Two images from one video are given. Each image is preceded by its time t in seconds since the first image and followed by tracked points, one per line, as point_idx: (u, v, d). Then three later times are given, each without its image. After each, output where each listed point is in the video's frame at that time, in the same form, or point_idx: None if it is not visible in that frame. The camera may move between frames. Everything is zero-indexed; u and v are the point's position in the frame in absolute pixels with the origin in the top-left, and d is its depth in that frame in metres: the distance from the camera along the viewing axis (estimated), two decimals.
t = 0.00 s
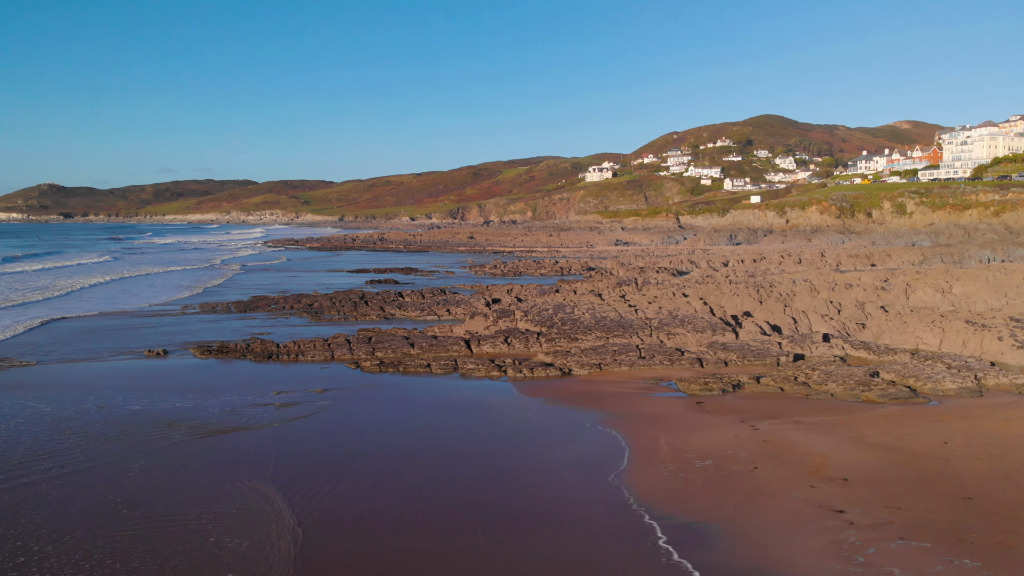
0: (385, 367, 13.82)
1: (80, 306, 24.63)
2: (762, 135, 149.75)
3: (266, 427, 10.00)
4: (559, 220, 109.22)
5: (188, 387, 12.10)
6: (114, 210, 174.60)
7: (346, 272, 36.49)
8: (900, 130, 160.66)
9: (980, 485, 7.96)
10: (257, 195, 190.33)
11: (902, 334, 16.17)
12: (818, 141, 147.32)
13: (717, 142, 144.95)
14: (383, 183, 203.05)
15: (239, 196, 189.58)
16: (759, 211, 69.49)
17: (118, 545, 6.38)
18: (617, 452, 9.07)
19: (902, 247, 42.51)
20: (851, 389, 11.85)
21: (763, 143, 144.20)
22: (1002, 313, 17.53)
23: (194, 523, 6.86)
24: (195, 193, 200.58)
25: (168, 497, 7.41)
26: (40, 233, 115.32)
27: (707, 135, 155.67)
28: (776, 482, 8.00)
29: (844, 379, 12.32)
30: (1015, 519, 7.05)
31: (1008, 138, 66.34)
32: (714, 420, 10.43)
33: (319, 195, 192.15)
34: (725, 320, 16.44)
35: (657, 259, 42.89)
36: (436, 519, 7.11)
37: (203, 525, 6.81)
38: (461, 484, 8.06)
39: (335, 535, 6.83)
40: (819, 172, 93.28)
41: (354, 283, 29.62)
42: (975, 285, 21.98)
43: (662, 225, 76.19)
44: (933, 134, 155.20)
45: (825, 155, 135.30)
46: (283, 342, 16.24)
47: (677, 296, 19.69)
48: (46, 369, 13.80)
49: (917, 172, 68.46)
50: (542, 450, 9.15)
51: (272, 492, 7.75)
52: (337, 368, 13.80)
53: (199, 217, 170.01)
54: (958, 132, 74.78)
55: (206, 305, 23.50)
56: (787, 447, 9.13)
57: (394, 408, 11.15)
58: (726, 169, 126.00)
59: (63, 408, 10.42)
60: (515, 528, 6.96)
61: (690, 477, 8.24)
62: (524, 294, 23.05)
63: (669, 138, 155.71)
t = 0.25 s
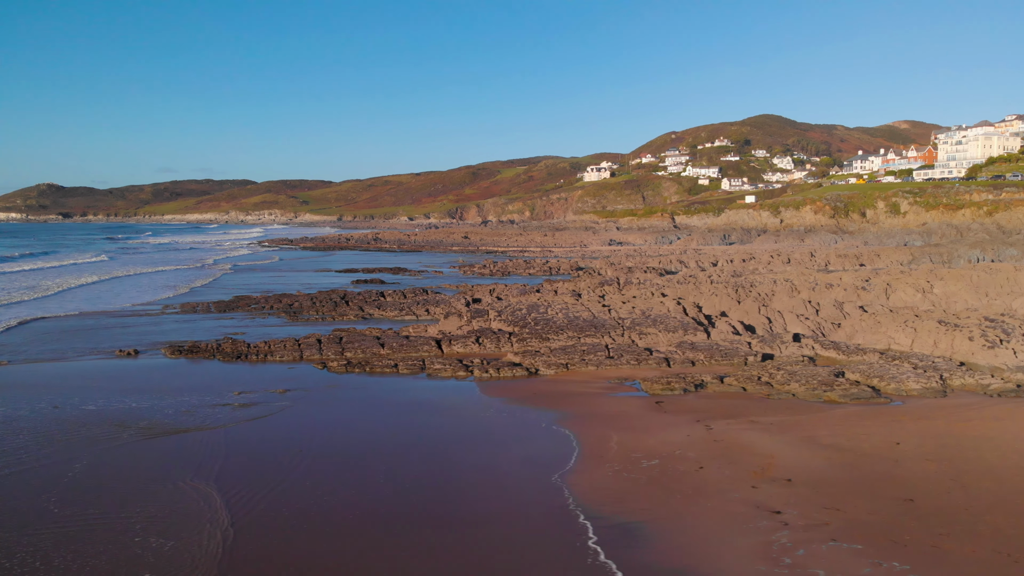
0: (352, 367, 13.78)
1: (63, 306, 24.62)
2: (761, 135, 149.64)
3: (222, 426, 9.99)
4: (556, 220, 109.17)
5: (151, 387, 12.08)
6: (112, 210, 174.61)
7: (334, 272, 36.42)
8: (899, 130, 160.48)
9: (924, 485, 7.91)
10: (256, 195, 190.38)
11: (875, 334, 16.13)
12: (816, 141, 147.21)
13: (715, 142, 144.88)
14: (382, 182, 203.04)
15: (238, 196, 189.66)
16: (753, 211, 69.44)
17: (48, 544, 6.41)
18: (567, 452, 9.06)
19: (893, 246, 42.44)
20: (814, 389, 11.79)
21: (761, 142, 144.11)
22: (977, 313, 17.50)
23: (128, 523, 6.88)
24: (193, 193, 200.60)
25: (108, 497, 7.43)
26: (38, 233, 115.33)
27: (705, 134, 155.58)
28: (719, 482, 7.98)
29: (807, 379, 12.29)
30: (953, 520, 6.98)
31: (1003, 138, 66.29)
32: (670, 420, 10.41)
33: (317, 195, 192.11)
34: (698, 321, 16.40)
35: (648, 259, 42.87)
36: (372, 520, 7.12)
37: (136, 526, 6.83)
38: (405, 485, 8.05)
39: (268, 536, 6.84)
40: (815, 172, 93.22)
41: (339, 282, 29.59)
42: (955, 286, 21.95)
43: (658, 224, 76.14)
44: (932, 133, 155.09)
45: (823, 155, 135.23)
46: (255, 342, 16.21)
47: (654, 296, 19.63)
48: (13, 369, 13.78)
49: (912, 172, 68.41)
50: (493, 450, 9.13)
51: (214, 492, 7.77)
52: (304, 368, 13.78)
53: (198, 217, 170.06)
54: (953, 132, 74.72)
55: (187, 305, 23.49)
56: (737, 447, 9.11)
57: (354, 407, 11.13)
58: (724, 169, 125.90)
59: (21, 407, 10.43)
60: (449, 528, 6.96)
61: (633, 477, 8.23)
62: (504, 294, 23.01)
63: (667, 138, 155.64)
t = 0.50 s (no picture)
0: (318, 367, 13.74)
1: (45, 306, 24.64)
2: (759, 135, 149.56)
3: (176, 427, 10.01)
4: (553, 220, 109.13)
5: (113, 387, 12.08)
6: (111, 210, 174.65)
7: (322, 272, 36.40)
8: (897, 130, 160.33)
9: (867, 486, 7.88)
10: (255, 195, 190.44)
11: (847, 333, 16.08)
12: (814, 141, 147.12)
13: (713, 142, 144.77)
14: (380, 182, 203.04)
15: (237, 195, 189.76)
16: (748, 211, 69.38)
17: None
18: (516, 452, 9.05)
19: (883, 246, 42.39)
20: (776, 390, 11.75)
21: (759, 142, 144.05)
22: (952, 313, 17.46)
23: (62, 524, 6.92)
24: (193, 193, 200.73)
25: (48, 498, 7.48)
26: (35, 233, 115.37)
27: (703, 134, 155.54)
28: (660, 483, 7.97)
29: (770, 379, 12.26)
30: (889, 522, 6.92)
31: (997, 138, 66.26)
32: (626, 421, 10.40)
33: (316, 195, 192.06)
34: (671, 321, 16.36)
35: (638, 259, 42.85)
36: (306, 522, 7.14)
37: (69, 527, 6.87)
38: (346, 489, 8.02)
39: (200, 536, 6.87)
40: (811, 172, 93.18)
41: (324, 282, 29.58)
42: (935, 286, 21.92)
43: (653, 224, 76.09)
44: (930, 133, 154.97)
45: (821, 155, 135.19)
46: (226, 342, 16.19)
47: (631, 296, 19.58)
48: None
49: (906, 172, 68.38)
50: (442, 450, 9.12)
51: (154, 494, 7.80)
52: (270, 369, 13.76)
53: (197, 217, 170.14)
54: (949, 132, 74.66)
55: (168, 305, 23.49)
56: (686, 448, 9.11)
57: (313, 407, 11.13)
58: (721, 169, 125.82)
59: None
60: (381, 529, 6.97)
61: (576, 476, 8.22)
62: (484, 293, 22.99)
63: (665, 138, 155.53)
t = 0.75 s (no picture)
0: (285, 368, 13.72)
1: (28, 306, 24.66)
2: (757, 134, 149.48)
3: (130, 427, 10.01)
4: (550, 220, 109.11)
5: (75, 388, 12.07)
6: (110, 209, 174.80)
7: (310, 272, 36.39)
8: (896, 130, 160.22)
9: (809, 485, 7.85)
10: (254, 195, 190.56)
11: (819, 333, 16.04)
12: (812, 141, 147.06)
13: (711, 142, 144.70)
14: (379, 182, 203.07)
15: (236, 195, 189.87)
16: (742, 211, 69.36)
17: None
18: (464, 452, 9.02)
19: (874, 246, 42.36)
20: (737, 390, 11.74)
21: (758, 142, 144.01)
22: (927, 313, 17.42)
23: None
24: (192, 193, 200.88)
25: None
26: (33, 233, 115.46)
27: (701, 134, 155.51)
28: (601, 483, 7.95)
29: (733, 379, 12.22)
30: (822, 522, 6.90)
31: (991, 138, 66.22)
32: (581, 421, 10.38)
33: (315, 194, 192.08)
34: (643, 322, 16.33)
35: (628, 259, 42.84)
36: (240, 522, 7.14)
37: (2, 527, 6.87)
38: (289, 490, 8.02)
39: (133, 535, 6.87)
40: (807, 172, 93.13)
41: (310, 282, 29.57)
42: (915, 287, 21.90)
43: (648, 224, 76.08)
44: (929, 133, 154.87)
45: (819, 155, 135.13)
46: (198, 342, 16.18)
47: (609, 296, 19.54)
48: None
49: (901, 172, 68.34)
50: (391, 451, 9.09)
51: (95, 493, 7.80)
52: (237, 369, 13.74)
53: (195, 217, 170.24)
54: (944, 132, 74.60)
55: (149, 305, 23.50)
56: (635, 448, 9.09)
57: (271, 408, 11.12)
58: (719, 169, 125.76)
59: None
60: (314, 530, 6.97)
61: (520, 476, 8.20)
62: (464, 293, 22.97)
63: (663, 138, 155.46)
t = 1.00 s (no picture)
0: (250, 369, 13.69)
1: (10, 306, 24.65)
2: (755, 134, 149.37)
3: (83, 428, 10.00)
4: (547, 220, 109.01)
5: (37, 389, 12.05)
6: (109, 209, 174.87)
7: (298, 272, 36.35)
8: (895, 130, 160.06)
9: (750, 486, 7.82)
10: (252, 195, 190.55)
11: (791, 332, 15.97)
12: (810, 141, 146.93)
13: (709, 142, 144.58)
14: (378, 182, 203.04)
15: (235, 195, 189.88)
16: (737, 211, 69.31)
17: None
18: (411, 452, 9.01)
19: (865, 246, 42.30)
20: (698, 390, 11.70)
21: (756, 142, 143.91)
22: (902, 313, 17.35)
23: None
24: (191, 192, 200.92)
25: None
26: (30, 233, 115.41)
27: (699, 134, 155.40)
28: (543, 483, 7.92)
29: (696, 380, 12.18)
30: (756, 523, 6.86)
31: (986, 138, 66.14)
32: (536, 420, 10.35)
33: (314, 195, 192.10)
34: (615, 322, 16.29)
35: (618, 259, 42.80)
36: (176, 521, 7.14)
37: None
38: (231, 490, 8.01)
39: (65, 533, 6.87)
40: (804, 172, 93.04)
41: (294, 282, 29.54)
42: (896, 287, 21.84)
43: (643, 224, 76.00)
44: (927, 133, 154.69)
45: (817, 155, 135.08)
46: (168, 343, 16.15)
47: (586, 296, 19.49)
48: None
49: (895, 172, 68.26)
50: (339, 450, 9.08)
51: (36, 492, 7.81)
52: (203, 371, 13.72)
53: (194, 217, 170.27)
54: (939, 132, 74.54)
55: (130, 305, 23.50)
56: (583, 448, 9.05)
57: (228, 408, 11.11)
58: (717, 169, 125.64)
59: None
60: (247, 529, 6.98)
61: (461, 477, 8.17)
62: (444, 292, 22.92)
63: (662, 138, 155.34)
